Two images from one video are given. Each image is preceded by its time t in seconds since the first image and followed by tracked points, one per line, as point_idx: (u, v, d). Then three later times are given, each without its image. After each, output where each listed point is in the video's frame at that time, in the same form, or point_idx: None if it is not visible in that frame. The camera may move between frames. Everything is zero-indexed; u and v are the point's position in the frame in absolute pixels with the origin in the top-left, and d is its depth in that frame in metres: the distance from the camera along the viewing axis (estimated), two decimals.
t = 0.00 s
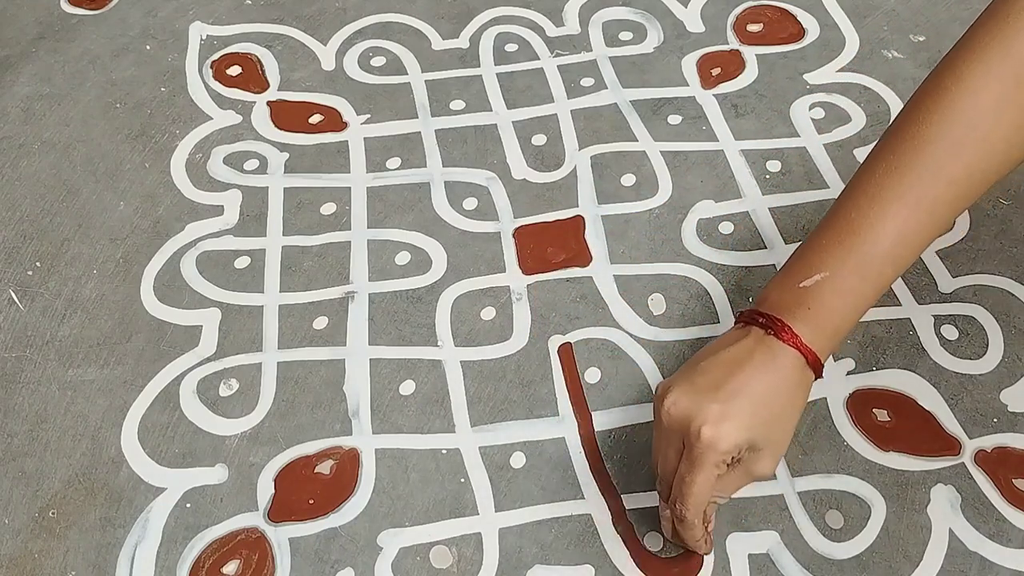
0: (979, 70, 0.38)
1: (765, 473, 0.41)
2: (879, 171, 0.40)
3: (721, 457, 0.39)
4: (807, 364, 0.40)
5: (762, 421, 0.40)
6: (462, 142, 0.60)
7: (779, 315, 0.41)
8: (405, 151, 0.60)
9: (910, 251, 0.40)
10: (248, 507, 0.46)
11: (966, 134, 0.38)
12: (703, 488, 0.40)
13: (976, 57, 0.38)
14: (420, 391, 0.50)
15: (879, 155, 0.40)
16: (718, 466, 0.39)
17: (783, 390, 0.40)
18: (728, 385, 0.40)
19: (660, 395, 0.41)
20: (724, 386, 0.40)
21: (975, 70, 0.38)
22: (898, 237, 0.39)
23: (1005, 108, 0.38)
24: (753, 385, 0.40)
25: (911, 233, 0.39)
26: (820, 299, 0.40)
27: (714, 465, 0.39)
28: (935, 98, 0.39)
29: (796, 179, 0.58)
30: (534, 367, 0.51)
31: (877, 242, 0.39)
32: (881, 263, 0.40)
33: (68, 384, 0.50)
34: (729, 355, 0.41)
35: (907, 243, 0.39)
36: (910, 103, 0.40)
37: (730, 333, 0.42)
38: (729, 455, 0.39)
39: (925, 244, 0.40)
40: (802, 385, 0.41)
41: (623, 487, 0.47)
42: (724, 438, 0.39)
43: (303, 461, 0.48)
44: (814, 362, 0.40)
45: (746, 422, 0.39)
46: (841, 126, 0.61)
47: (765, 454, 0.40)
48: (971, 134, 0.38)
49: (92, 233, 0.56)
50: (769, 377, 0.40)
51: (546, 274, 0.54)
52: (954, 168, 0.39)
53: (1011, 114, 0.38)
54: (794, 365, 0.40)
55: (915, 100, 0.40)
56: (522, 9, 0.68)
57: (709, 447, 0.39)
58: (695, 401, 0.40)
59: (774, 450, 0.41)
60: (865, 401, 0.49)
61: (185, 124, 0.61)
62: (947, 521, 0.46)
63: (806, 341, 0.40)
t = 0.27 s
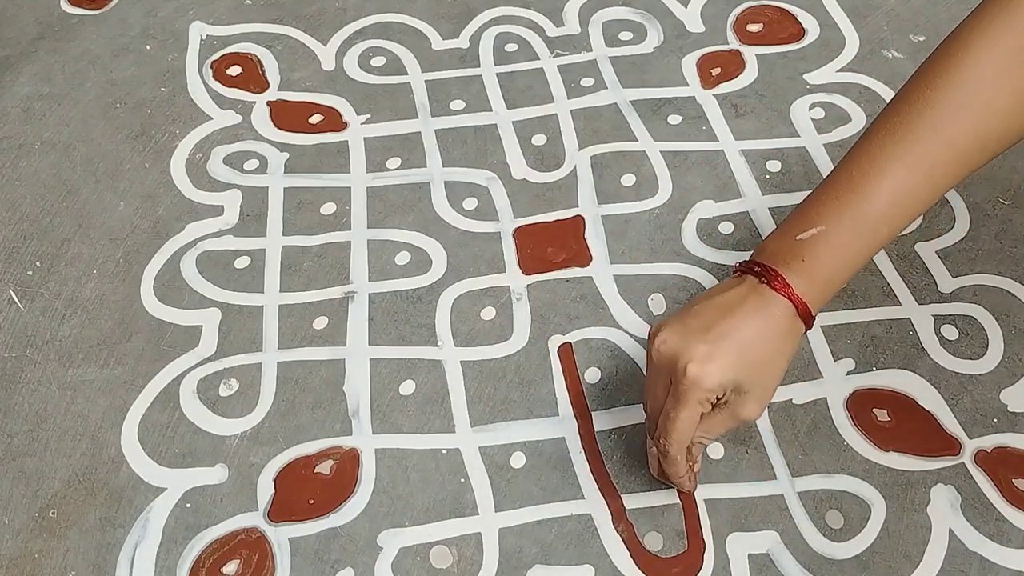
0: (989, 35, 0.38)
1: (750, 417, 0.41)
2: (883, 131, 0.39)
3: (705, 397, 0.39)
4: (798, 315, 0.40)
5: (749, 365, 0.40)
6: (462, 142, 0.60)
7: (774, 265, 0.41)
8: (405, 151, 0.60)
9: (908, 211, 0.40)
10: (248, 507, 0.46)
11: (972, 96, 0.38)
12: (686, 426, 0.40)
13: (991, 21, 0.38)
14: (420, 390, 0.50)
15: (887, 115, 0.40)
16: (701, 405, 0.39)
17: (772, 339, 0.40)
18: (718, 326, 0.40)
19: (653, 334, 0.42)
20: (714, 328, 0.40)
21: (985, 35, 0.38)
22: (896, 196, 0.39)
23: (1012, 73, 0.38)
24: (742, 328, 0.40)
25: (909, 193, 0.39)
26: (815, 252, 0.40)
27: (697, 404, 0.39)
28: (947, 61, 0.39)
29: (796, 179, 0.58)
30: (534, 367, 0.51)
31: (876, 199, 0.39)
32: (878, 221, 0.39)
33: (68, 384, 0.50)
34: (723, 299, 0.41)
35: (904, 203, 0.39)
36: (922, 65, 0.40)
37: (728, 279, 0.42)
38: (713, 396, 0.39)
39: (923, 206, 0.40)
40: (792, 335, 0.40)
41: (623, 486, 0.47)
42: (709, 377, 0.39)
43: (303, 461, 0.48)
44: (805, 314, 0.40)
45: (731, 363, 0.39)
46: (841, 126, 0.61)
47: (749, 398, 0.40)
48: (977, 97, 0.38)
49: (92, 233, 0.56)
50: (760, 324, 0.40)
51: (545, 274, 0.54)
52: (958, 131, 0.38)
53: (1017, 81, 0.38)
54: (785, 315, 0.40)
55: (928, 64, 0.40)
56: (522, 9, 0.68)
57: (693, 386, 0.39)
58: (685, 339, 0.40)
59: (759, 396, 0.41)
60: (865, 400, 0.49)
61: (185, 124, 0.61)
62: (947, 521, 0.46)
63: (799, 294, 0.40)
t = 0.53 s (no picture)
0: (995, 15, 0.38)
1: (734, 373, 0.43)
2: (883, 104, 0.40)
3: (688, 349, 0.41)
4: (786, 278, 0.42)
5: (734, 323, 0.41)
6: (462, 142, 0.60)
7: (767, 229, 0.42)
8: (405, 151, 0.60)
9: (900, 184, 0.40)
10: (248, 507, 0.46)
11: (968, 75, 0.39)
12: (669, 376, 0.41)
13: None
14: (420, 390, 0.50)
15: (888, 88, 0.41)
16: (684, 357, 0.41)
17: (760, 299, 0.41)
18: (708, 283, 0.41)
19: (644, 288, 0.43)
20: (703, 284, 0.41)
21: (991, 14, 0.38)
22: (889, 169, 0.40)
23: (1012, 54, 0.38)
24: (730, 287, 0.41)
25: (902, 167, 0.40)
26: (808, 217, 0.41)
27: (680, 355, 0.41)
28: (949, 38, 0.39)
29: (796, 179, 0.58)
30: (534, 367, 0.51)
31: (868, 171, 0.40)
32: (869, 192, 0.40)
33: (68, 384, 0.50)
34: (714, 258, 0.42)
35: (897, 177, 0.40)
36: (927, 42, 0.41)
37: (721, 242, 0.44)
38: (696, 348, 0.41)
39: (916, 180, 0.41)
40: (779, 297, 0.42)
41: (623, 486, 0.47)
42: (694, 329, 0.40)
43: (303, 461, 0.48)
44: (792, 276, 0.41)
45: (715, 317, 0.40)
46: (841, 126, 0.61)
47: (732, 354, 0.42)
48: (972, 76, 0.39)
49: (92, 233, 0.56)
50: (748, 284, 0.41)
51: (545, 275, 0.54)
52: (952, 108, 0.39)
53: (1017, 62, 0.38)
54: (772, 276, 0.41)
55: (931, 42, 0.40)
56: (522, 9, 0.68)
57: (678, 337, 0.40)
58: (673, 293, 0.41)
59: (743, 355, 0.42)
60: (865, 401, 0.49)
61: (184, 124, 0.61)
62: (947, 521, 0.46)
63: (789, 257, 0.41)
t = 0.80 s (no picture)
0: None
1: (714, 323, 0.44)
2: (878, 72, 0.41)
3: (667, 299, 0.42)
4: (768, 236, 0.42)
5: (715, 276, 0.42)
6: (462, 142, 0.60)
7: (754, 186, 0.43)
8: (405, 151, 0.60)
9: (886, 152, 0.41)
10: (248, 507, 0.46)
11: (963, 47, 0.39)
12: (646, 323, 0.43)
13: None
14: (420, 390, 0.50)
15: (886, 55, 0.41)
16: (662, 306, 0.42)
17: (741, 255, 0.42)
18: (691, 237, 0.42)
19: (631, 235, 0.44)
20: (688, 236, 0.42)
21: None
22: (877, 137, 0.41)
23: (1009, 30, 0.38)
24: (712, 242, 0.42)
25: (890, 136, 0.41)
26: (794, 178, 0.42)
27: (659, 304, 0.42)
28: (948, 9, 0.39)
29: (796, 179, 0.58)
30: (534, 367, 0.51)
31: (856, 137, 0.41)
32: (855, 159, 0.41)
33: (68, 384, 0.50)
34: (701, 211, 0.43)
35: (885, 145, 0.41)
36: (929, 9, 0.40)
37: (712, 196, 0.45)
38: (675, 299, 0.42)
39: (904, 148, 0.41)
40: (761, 254, 0.43)
41: (623, 486, 0.47)
42: (675, 280, 0.41)
43: (303, 461, 0.48)
44: (775, 236, 0.42)
45: (695, 269, 0.42)
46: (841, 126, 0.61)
47: (711, 305, 0.43)
48: (967, 48, 0.39)
49: (92, 233, 0.56)
50: (730, 240, 0.42)
51: (545, 274, 0.54)
52: (944, 79, 0.39)
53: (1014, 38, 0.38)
54: (756, 234, 0.42)
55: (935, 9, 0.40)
56: (522, 9, 0.68)
57: (659, 286, 0.41)
58: (657, 244, 0.42)
59: (722, 307, 0.43)
60: (865, 400, 0.49)
61: (185, 123, 0.61)
62: (947, 521, 0.46)
63: (772, 216, 0.42)
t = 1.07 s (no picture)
0: None
1: (664, 299, 0.46)
2: (856, 61, 0.41)
3: (608, 259, 0.44)
4: (731, 217, 0.44)
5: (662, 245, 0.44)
6: (462, 142, 0.60)
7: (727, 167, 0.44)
8: (405, 151, 0.60)
9: (861, 139, 0.42)
10: (248, 507, 0.46)
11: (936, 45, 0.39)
12: (592, 283, 0.46)
13: None
14: (420, 390, 0.50)
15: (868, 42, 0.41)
16: (604, 266, 0.45)
17: (691, 232, 0.44)
18: (648, 205, 0.44)
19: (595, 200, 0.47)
20: (642, 203, 0.44)
21: None
22: (850, 124, 0.41)
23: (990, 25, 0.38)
24: (664, 211, 0.44)
25: (864, 125, 0.41)
26: (764, 161, 0.43)
27: (601, 263, 0.45)
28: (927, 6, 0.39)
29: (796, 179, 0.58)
30: (534, 367, 0.51)
31: (825, 127, 0.41)
32: (828, 144, 0.42)
33: (68, 384, 0.50)
34: (667, 183, 0.45)
35: (858, 133, 0.41)
36: None
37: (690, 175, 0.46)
38: (616, 261, 0.44)
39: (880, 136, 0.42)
40: (717, 233, 0.44)
41: (623, 486, 0.47)
42: (616, 241, 0.43)
43: (303, 461, 0.48)
44: (737, 215, 0.44)
45: (641, 232, 0.43)
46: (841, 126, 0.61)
47: (661, 273, 0.45)
48: (940, 48, 0.39)
49: (92, 233, 0.56)
50: (681, 214, 0.44)
51: (545, 274, 0.54)
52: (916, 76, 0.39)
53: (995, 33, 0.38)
54: (712, 211, 0.44)
55: None
56: (522, 9, 0.68)
57: (601, 244, 0.44)
58: (611, 206, 0.45)
59: (671, 280, 0.45)
60: (865, 400, 0.49)
61: (184, 123, 0.61)
62: (947, 521, 0.46)
63: (738, 197, 0.44)
